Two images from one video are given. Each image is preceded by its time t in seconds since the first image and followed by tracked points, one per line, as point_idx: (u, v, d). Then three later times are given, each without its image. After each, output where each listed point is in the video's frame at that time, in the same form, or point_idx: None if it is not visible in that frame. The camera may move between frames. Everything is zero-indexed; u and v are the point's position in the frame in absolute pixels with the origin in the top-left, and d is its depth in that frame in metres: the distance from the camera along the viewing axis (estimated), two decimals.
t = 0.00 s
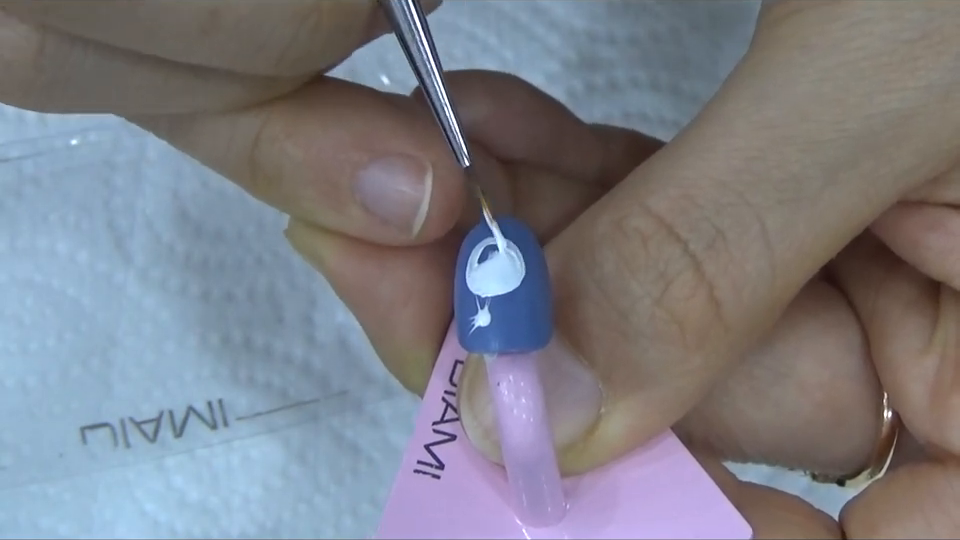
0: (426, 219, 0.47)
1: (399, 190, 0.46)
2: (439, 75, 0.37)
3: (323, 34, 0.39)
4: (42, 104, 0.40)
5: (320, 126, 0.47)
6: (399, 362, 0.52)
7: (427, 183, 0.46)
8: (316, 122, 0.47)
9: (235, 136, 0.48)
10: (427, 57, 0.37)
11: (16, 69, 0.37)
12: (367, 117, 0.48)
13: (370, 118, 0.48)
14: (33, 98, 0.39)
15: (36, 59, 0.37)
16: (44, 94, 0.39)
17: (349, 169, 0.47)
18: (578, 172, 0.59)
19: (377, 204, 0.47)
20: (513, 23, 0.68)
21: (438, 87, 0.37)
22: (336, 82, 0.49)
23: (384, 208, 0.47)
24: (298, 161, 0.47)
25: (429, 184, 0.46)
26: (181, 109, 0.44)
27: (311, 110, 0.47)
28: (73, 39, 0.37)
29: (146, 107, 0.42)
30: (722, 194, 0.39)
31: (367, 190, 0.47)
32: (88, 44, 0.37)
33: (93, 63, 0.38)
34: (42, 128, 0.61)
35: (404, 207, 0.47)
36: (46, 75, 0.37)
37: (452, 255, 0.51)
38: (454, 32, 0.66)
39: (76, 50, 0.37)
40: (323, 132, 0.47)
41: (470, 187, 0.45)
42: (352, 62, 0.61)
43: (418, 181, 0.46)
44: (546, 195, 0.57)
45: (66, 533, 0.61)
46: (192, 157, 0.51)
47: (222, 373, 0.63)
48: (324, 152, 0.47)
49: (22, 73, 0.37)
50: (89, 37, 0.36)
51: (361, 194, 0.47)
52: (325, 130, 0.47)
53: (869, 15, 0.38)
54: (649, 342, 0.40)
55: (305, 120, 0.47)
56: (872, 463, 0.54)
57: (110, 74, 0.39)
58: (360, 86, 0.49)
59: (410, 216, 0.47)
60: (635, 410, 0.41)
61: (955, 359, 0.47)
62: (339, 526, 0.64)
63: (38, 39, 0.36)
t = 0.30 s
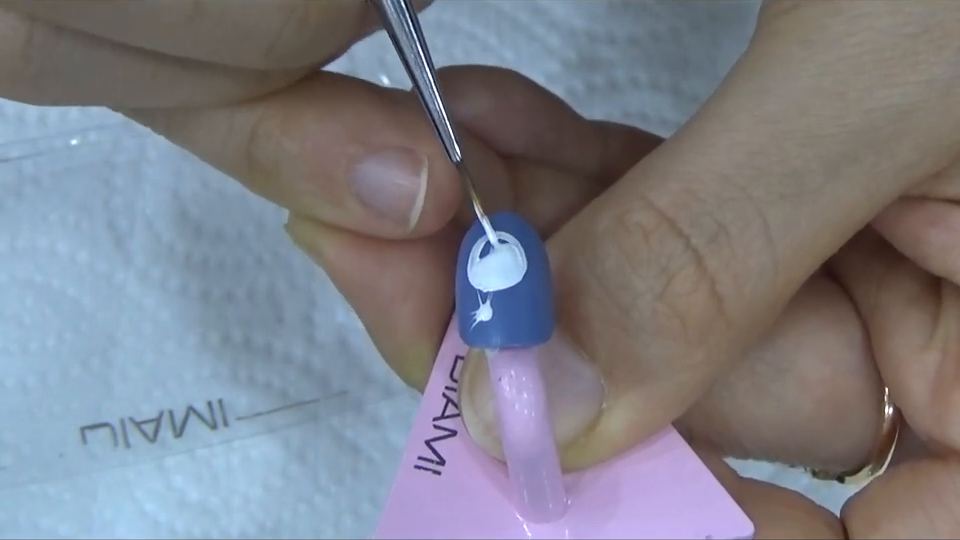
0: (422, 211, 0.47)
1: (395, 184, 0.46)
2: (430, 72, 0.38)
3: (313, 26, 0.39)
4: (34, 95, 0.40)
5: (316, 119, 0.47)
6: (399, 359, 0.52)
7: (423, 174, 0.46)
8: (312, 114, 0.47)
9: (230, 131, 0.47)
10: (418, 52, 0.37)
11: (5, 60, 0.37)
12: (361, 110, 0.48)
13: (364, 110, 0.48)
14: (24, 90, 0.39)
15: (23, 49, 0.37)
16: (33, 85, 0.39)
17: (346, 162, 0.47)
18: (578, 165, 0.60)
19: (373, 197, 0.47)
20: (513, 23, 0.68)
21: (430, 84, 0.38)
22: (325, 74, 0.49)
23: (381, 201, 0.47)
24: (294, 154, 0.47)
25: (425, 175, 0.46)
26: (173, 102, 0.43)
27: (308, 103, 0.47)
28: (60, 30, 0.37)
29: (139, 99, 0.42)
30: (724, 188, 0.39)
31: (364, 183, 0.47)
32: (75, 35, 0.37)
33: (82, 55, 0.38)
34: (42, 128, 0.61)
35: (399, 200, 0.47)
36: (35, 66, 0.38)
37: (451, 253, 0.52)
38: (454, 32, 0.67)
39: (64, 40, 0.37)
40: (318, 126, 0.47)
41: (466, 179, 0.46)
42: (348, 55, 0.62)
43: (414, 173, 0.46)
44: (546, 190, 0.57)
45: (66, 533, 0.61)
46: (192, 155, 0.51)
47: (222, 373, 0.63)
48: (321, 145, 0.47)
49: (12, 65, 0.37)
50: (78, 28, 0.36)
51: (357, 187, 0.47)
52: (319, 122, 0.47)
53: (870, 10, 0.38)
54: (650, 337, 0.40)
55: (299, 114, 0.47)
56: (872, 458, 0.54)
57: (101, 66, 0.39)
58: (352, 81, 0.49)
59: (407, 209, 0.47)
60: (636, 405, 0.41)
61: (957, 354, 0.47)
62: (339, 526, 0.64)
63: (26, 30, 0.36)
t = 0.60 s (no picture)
0: (422, 222, 0.47)
1: (394, 193, 0.46)
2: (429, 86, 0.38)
3: (314, 38, 0.39)
4: (32, 109, 0.40)
5: (313, 129, 0.47)
6: (398, 362, 0.52)
7: (422, 184, 0.46)
8: (310, 125, 0.47)
9: (230, 139, 0.47)
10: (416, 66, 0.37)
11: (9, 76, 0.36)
12: (362, 121, 0.48)
13: (366, 121, 0.48)
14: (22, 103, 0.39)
15: (26, 65, 0.36)
16: (33, 99, 0.38)
17: (344, 171, 0.47)
18: (576, 174, 0.60)
19: (372, 206, 0.47)
20: (513, 23, 0.68)
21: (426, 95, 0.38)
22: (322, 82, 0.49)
23: (381, 211, 0.47)
24: (293, 164, 0.48)
25: (425, 185, 0.46)
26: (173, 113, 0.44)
27: (307, 113, 0.47)
28: (63, 47, 0.36)
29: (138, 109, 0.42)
30: (721, 197, 0.39)
31: (362, 193, 0.47)
32: (78, 52, 0.37)
33: (84, 70, 0.37)
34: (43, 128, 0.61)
35: (398, 210, 0.47)
36: (37, 82, 0.37)
37: (451, 258, 0.52)
38: (454, 33, 0.67)
39: (66, 57, 0.36)
40: (316, 135, 0.47)
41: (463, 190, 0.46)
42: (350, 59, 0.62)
43: (413, 183, 0.46)
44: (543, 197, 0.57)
45: (66, 533, 0.62)
46: (190, 158, 0.51)
47: (222, 373, 0.63)
48: (321, 156, 0.47)
49: (16, 82, 0.37)
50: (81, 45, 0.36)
51: (356, 196, 0.47)
52: (317, 132, 0.47)
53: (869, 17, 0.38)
54: (648, 344, 0.40)
55: (298, 123, 0.47)
56: (871, 464, 0.53)
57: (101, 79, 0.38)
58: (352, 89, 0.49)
59: (405, 219, 0.47)
60: (634, 411, 0.41)
61: (955, 361, 0.47)
62: (339, 526, 0.64)
63: (28, 44, 0.35)
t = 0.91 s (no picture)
0: (418, 219, 0.46)
1: (389, 190, 0.46)
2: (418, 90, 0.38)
3: (302, 41, 0.40)
4: (23, 108, 0.40)
5: (309, 128, 0.48)
6: (398, 360, 0.52)
7: (417, 182, 0.46)
8: (305, 123, 0.48)
9: (226, 138, 0.48)
10: (405, 66, 0.37)
11: None
12: (360, 118, 0.48)
13: (362, 118, 0.48)
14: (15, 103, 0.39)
15: (16, 64, 0.36)
16: (25, 98, 0.39)
17: (341, 171, 0.47)
18: (575, 169, 0.60)
19: (368, 204, 0.47)
20: (513, 23, 0.68)
21: (417, 104, 0.38)
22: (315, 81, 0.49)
23: (377, 209, 0.47)
24: (290, 162, 0.48)
25: (420, 183, 0.46)
26: (165, 113, 0.44)
27: (302, 112, 0.48)
28: (52, 46, 0.37)
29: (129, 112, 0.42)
30: (721, 190, 0.39)
31: (358, 190, 0.47)
32: (67, 51, 0.37)
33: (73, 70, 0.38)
34: (43, 129, 0.61)
35: (394, 207, 0.46)
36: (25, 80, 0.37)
37: (450, 254, 0.52)
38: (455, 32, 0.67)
39: (56, 56, 0.37)
40: (313, 134, 0.48)
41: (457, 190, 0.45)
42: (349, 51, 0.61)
43: (408, 181, 0.46)
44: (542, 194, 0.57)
45: (66, 532, 0.62)
46: (189, 157, 0.51)
47: (222, 373, 0.63)
48: (318, 154, 0.47)
49: (3, 81, 0.37)
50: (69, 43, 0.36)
51: (352, 193, 0.47)
52: (314, 132, 0.48)
53: (868, 13, 0.38)
54: (647, 339, 0.40)
55: (293, 122, 0.48)
56: (870, 459, 0.54)
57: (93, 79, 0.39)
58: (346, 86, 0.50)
59: (401, 217, 0.47)
60: (634, 406, 0.41)
61: (953, 357, 0.47)
62: (339, 527, 0.64)
63: (17, 41, 0.36)
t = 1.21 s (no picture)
0: (417, 218, 0.47)
1: (388, 190, 0.47)
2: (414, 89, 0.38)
3: (299, 34, 0.40)
4: (22, 105, 0.40)
5: (309, 127, 0.47)
6: (398, 361, 0.52)
7: (417, 181, 0.46)
8: (303, 122, 0.47)
9: (226, 135, 0.47)
10: (398, 57, 0.38)
11: None
12: (358, 119, 0.48)
13: (361, 116, 0.48)
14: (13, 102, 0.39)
15: (13, 64, 0.36)
16: (22, 97, 0.39)
17: (340, 170, 0.48)
18: (574, 169, 0.60)
19: (368, 204, 0.47)
20: (513, 23, 0.68)
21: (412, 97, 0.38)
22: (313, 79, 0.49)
23: (375, 208, 0.47)
24: (289, 161, 0.48)
25: (420, 182, 0.46)
26: (164, 110, 0.44)
27: (300, 110, 0.48)
28: (51, 42, 0.36)
29: (129, 107, 0.42)
30: (720, 191, 0.39)
31: (357, 191, 0.47)
32: (65, 49, 0.37)
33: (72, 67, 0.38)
34: (41, 129, 0.61)
35: (393, 208, 0.47)
36: (22, 79, 0.37)
37: (449, 254, 0.52)
38: (454, 32, 0.67)
39: (54, 54, 0.37)
40: (311, 133, 0.47)
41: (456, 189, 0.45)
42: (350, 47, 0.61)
43: (408, 180, 0.46)
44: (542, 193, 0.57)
45: (66, 532, 0.62)
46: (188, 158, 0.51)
47: (222, 373, 0.63)
48: (317, 153, 0.47)
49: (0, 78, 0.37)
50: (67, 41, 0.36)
51: (351, 193, 0.48)
52: (313, 129, 0.47)
53: (868, 14, 0.38)
54: (646, 340, 0.40)
55: (292, 121, 0.47)
56: (869, 460, 0.54)
57: (93, 78, 0.39)
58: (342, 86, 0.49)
59: (402, 215, 0.47)
60: (633, 406, 0.41)
61: (952, 357, 0.47)
62: (339, 527, 0.64)
63: (16, 43, 0.36)
